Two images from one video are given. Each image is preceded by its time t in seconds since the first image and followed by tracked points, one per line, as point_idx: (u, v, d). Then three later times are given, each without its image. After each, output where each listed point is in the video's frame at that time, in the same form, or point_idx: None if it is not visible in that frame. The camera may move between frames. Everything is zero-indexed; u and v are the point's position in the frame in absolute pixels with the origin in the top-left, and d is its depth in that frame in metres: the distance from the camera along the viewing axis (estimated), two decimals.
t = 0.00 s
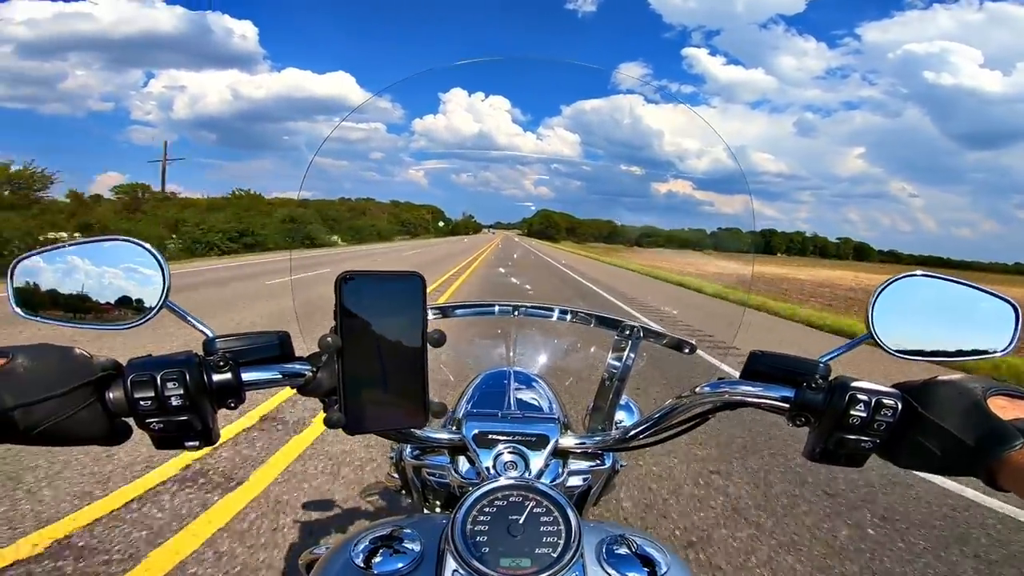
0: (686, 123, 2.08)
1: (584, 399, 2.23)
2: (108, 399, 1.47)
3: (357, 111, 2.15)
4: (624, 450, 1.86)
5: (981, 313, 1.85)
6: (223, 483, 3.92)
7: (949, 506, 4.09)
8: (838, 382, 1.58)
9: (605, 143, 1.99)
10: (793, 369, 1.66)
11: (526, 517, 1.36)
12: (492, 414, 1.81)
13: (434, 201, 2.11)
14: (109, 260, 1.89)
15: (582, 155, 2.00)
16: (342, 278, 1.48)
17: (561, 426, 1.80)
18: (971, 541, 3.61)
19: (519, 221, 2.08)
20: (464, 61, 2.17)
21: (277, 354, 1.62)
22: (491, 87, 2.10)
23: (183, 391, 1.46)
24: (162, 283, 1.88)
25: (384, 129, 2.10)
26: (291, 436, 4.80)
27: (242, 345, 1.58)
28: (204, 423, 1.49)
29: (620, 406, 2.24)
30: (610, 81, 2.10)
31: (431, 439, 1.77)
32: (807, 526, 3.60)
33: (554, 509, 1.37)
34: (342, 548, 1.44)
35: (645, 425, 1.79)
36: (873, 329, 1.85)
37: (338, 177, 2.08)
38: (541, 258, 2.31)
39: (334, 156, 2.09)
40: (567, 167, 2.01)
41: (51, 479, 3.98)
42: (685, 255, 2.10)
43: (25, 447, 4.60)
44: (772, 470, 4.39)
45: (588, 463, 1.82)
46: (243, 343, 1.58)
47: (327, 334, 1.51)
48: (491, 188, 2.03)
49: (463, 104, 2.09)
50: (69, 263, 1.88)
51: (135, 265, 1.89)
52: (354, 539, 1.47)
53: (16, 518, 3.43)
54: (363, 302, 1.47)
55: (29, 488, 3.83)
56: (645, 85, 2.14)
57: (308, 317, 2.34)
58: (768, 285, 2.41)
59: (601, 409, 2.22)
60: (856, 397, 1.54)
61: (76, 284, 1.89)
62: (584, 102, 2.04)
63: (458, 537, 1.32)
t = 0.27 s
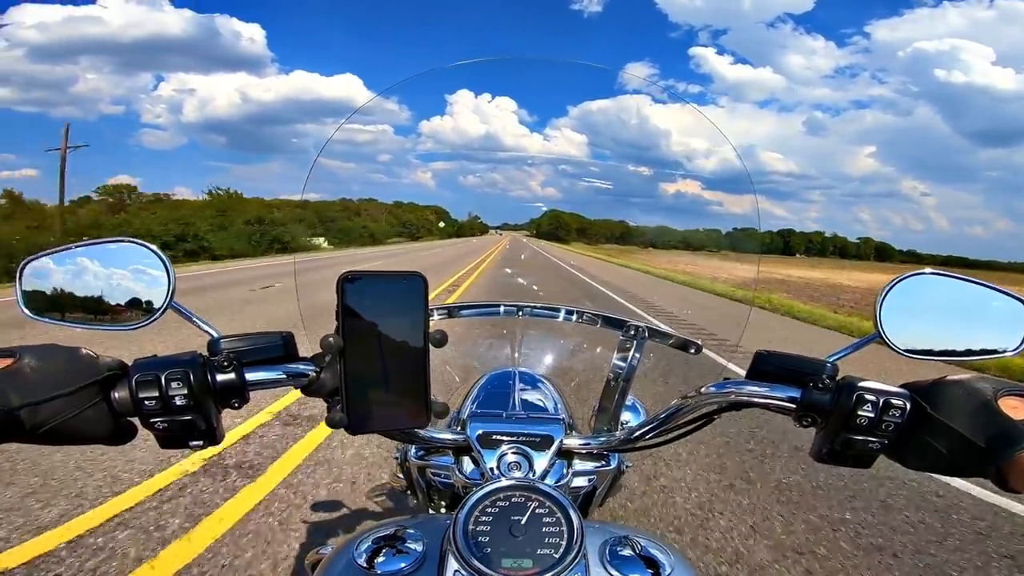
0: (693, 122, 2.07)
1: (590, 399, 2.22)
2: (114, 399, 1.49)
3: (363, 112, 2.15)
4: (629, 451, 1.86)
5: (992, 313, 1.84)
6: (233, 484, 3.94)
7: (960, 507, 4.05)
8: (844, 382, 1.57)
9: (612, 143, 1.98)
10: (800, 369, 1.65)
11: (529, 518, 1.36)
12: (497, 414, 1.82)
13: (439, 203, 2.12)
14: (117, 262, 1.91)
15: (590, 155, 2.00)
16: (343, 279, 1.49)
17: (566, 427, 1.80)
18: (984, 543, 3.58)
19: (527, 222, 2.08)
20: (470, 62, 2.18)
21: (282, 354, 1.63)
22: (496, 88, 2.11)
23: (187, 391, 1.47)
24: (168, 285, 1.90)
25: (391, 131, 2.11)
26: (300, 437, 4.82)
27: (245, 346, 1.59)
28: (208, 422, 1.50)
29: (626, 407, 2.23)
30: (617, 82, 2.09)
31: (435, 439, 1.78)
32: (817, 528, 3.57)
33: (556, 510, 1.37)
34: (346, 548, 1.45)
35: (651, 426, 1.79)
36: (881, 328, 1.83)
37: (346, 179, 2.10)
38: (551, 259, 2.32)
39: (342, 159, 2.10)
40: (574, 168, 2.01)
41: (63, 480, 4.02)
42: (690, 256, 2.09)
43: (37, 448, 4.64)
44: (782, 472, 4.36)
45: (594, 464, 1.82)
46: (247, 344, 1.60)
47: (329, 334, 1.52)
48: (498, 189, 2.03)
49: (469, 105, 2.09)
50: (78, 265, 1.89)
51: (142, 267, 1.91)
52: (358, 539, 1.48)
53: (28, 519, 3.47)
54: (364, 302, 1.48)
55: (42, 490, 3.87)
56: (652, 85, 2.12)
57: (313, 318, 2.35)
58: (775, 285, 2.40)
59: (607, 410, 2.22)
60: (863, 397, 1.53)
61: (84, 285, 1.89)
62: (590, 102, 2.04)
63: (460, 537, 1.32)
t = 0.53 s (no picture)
0: (694, 123, 2.08)
1: (588, 401, 2.21)
2: (109, 400, 1.50)
3: (363, 113, 2.16)
4: (628, 453, 1.86)
5: (990, 315, 1.83)
6: (233, 486, 3.95)
7: (960, 510, 4.06)
8: (841, 387, 1.57)
9: (612, 144, 1.99)
10: (797, 372, 1.65)
11: (525, 521, 1.36)
12: (494, 417, 1.82)
13: (439, 203, 2.10)
14: (115, 264, 1.92)
15: (590, 157, 1.99)
16: (341, 280, 1.49)
17: (564, 429, 1.80)
18: (985, 544, 3.57)
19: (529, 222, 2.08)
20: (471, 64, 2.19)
21: (277, 356, 1.63)
22: (497, 90, 2.13)
23: (183, 392, 1.47)
24: (165, 286, 1.90)
25: (392, 132, 2.11)
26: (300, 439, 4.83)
27: (241, 348, 1.59)
28: (204, 424, 1.51)
29: (625, 409, 2.25)
30: (618, 83, 2.09)
31: (432, 441, 1.78)
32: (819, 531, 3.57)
33: (552, 513, 1.38)
34: (342, 551, 1.45)
35: (649, 428, 1.79)
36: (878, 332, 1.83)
37: (347, 180, 2.09)
38: (550, 260, 2.32)
39: (343, 160, 2.09)
40: (575, 169, 2.00)
41: (64, 482, 4.03)
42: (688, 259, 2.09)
43: (38, 450, 4.64)
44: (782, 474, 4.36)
45: (591, 467, 1.82)
46: (243, 345, 1.60)
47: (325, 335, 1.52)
48: (499, 191, 2.03)
49: (469, 106, 2.11)
50: (75, 267, 1.88)
51: (140, 268, 1.92)
52: (354, 541, 1.48)
53: (29, 522, 3.48)
54: (361, 304, 1.48)
55: (42, 492, 3.88)
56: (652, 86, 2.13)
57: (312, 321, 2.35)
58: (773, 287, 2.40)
59: (605, 412, 2.22)
60: (860, 401, 1.53)
61: (81, 287, 1.88)
62: (591, 103, 2.05)
63: (455, 540, 1.32)
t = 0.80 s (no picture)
0: (695, 122, 2.06)
1: (588, 401, 2.21)
2: (109, 394, 1.48)
3: (363, 113, 2.15)
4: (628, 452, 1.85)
5: (993, 316, 1.82)
6: (232, 485, 3.94)
7: (960, 511, 4.05)
8: (845, 385, 1.56)
9: (613, 145, 1.98)
10: (799, 370, 1.65)
11: (527, 518, 1.35)
12: (495, 414, 1.81)
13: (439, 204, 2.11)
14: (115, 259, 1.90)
15: (591, 157, 1.99)
16: (343, 274, 1.49)
17: (565, 427, 1.79)
18: (985, 546, 3.56)
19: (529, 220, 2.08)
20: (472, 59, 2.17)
21: (279, 350, 1.62)
22: (497, 90, 2.11)
23: (183, 386, 1.46)
24: (165, 279, 1.88)
25: (392, 132, 2.10)
26: (299, 438, 4.82)
27: (243, 341, 1.60)
28: (204, 418, 1.50)
29: (625, 408, 2.23)
30: (618, 84, 2.09)
31: (433, 438, 1.77)
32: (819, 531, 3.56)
33: (555, 510, 1.37)
34: (342, 548, 1.45)
35: (650, 427, 1.78)
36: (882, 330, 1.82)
37: (347, 180, 2.09)
38: (549, 259, 2.32)
39: (343, 159, 2.10)
40: (575, 169, 2.01)
41: (63, 479, 4.02)
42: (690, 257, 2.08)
43: (36, 447, 4.63)
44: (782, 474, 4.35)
45: (591, 465, 1.81)
46: (244, 339, 1.60)
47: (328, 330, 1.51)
48: (498, 191, 2.03)
49: (469, 107, 2.09)
50: (76, 260, 1.89)
51: (141, 263, 1.91)
52: (354, 538, 1.47)
53: (27, 518, 3.47)
54: (365, 299, 1.48)
55: (41, 489, 3.87)
56: (654, 86, 2.11)
57: (312, 318, 2.34)
58: (775, 287, 2.39)
59: (606, 411, 2.20)
60: (864, 399, 1.52)
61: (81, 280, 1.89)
62: (591, 103, 2.04)
63: (457, 537, 1.31)
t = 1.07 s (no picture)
0: (695, 123, 2.06)
1: (589, 404, 2.21)
2: (111, 397, 1.49)
3: (365, 115, 2.15)
4: (629, 456, 1.85)
5: (995, 321, 1.82)
6: (233, 486, 3.94)
7: (961, 515, 4.05)
8: (846, 391, 1.56)
9: (614, 146, 1.99)
10: (800, 376, 1.64)
11: (527, 523, 1.35)
12: (496, 418, 1.81)
13: (439, 204, 2.10)
14: (117, 260, 1.90)
15: (592, 158, 1.99)
16: (345, 279, 1.50)
17: (566, 431, 1.79)
18: (986, 549, 3.56)
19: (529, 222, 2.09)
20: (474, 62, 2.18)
21: (282, 354, 1.63)
22: (498, 90, 2.12)
23: (186, 389, 1.46)
24: (168, 282, 1.89)
25: (393, 133, 2.10)
26: (301, 439, 4.82)
27: (245, 344, 1.59)
28: (207, 421, 1.50)
29: (626, 412, 2.24)
30: (619, 85, 2.09)
31: (434, 442, 1.77)
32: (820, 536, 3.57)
33: (555, 514, 1.37)
34: (342, 550, 1.45)
35: (651, 431, 1.77)
36: (884, 339, 1.82)
37: (348, 181, 2.09)
38: (550, 260, 2.30)
39: (344, 160, 2.10)
40: (576, 170, 2.00)
41: (65, 480, 4.03)
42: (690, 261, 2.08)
43: (38, 448, 4.63)
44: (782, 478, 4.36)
45: (591, 469, 1.82)
46: (246, 343, 1.60)
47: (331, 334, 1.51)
48: (500, 191, 2.03)
49: (470, 107, 2.09)
50: (78, 261, 1.89)
51: (143, 264, 1.91)
52: (354, 540, 1.47)
53: (29, 520, 3.48)
54: (367, 302, 1.48)
55: (43, 490, 3.88)
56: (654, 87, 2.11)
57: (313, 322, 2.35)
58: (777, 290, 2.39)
59: (606, 415, 2.20)
60: (865, 406, 1.52)
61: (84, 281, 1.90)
62: (592, 104, 2.05)
63: (458, 540, 1.31)
